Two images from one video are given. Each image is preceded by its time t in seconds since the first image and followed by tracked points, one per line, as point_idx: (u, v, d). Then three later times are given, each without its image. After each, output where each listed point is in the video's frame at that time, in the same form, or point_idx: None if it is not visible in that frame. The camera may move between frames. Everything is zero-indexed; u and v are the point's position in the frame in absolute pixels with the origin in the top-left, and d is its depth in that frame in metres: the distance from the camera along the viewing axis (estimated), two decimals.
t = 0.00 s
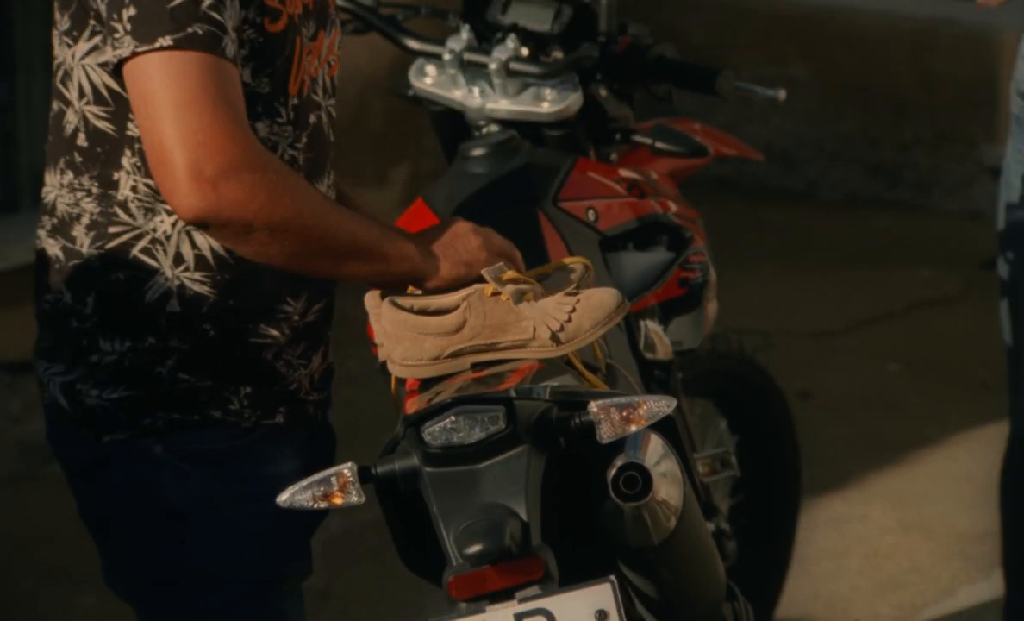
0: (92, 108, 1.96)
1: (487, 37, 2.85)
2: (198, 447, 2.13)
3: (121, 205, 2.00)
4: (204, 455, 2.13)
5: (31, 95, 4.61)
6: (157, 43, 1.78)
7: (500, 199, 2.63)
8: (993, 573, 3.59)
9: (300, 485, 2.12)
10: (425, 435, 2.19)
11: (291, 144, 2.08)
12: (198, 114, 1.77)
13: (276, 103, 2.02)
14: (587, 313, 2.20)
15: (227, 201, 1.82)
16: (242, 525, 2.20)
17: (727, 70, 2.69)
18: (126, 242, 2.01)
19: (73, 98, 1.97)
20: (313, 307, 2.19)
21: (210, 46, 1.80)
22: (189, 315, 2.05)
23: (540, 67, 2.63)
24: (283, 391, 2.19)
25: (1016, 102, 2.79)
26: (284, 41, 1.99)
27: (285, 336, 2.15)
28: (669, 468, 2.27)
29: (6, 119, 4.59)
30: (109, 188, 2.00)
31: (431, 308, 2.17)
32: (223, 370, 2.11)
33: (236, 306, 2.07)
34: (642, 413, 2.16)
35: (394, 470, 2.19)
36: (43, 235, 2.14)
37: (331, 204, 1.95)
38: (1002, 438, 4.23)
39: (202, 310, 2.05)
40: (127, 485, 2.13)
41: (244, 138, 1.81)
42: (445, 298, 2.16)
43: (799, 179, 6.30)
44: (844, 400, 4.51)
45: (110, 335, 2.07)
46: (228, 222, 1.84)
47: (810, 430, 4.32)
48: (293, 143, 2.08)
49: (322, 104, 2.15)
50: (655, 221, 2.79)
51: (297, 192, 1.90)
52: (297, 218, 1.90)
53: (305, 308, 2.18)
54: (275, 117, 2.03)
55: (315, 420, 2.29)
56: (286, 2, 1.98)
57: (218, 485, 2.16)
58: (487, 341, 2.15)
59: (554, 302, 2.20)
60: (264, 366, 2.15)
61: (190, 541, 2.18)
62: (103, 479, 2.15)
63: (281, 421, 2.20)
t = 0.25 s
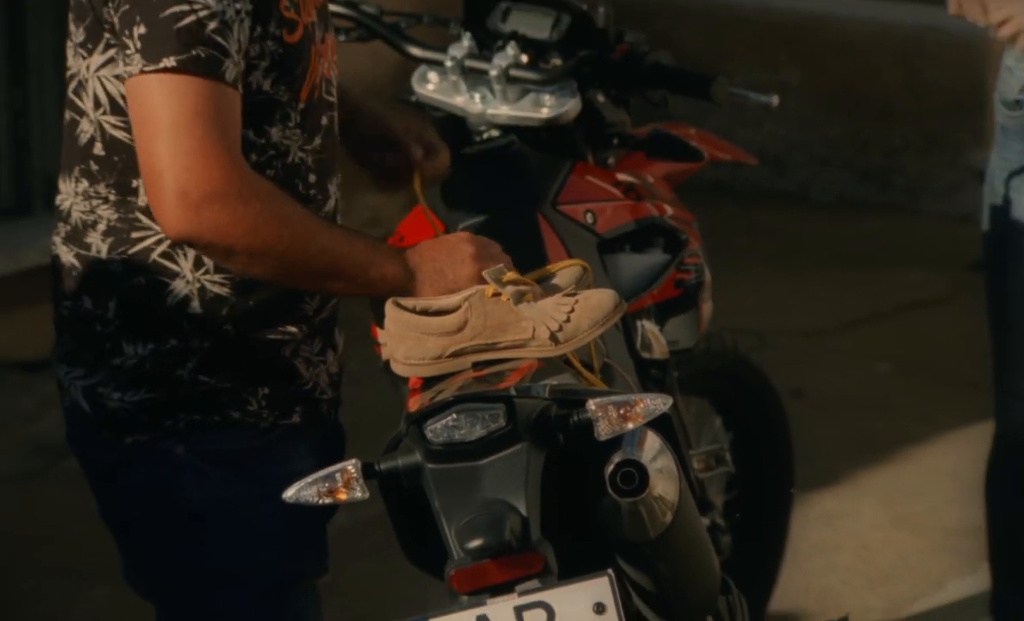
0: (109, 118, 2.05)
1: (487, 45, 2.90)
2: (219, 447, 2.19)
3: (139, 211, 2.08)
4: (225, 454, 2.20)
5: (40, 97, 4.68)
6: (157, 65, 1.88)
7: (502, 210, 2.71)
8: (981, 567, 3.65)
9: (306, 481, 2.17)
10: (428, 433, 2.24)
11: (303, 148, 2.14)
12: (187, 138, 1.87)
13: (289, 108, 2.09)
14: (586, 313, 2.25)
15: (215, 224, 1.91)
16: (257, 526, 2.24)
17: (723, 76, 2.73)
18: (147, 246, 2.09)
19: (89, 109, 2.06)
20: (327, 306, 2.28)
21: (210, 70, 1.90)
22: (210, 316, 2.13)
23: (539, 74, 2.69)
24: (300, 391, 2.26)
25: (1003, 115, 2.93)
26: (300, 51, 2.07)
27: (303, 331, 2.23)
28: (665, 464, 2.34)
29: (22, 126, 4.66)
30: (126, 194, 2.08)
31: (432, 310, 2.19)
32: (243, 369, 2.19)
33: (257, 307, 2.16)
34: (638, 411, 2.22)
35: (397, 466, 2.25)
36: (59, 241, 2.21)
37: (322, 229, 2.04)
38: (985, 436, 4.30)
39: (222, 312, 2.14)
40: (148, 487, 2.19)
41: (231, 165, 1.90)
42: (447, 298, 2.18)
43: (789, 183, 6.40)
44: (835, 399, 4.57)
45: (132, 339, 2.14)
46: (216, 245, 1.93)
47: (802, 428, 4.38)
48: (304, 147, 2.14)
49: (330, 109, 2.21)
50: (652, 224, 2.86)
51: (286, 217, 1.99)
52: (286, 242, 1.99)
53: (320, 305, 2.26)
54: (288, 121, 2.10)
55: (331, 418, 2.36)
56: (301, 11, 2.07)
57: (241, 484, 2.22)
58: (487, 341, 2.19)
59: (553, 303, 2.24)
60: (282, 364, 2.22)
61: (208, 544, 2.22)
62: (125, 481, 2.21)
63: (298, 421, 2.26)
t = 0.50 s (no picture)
0: (123, 128, 2.10)
1: (488, 53, 2.96)
2: (239, 443, 2.25)
3: (154, 217, 2.14)
4: (244, 450, 2.25)
5: (57, 107, 4.72)
6: (166, 74, 1.92)
7: (504, 214, 2.76)
8: (969, 561, 3.71)
9: (311, 477, 2.21)
10: (429, 430, 2.29)
11: (310, 152, 2.19)
12: (195, 146, 1.90)
13: (297, 114, 2.14)
14: (583, 313, 2.31)
15: (226, 229, 1.94)
16: (275, 519, 2.30)
17: (718, 83, 2.79)
18: (165, 250, 2.15)
19: (100, 118, 2.12)
20: (336, 305, 2.34)
21: (218, 78, 1.93)
22: (227, 317, 2.19)
23: (539, 81, 2.75)
24: (314, 387, 2.32)
25: (994, 119, 2.96)
26: (305, 58, 2.12)
27: (315, 330, 2.30)
28: (662, 461, 2.40)
29: (34, 130, 4.72)
30: (141, 201, 2.14)
31: (434, 310, 2.22)
32: (259, 367, 2.24)
33: (271, 306, 2.22)
34: (635, 410, 2.28)
35: (400, 463, 2.31)
36: (73, 249, 2.26)
37: (337, 231, 2.05)
38: (972, 434, 4.36)
39: (239, 313, 2.19)
40: (169, 486, 2.25)
41: (239, 170, 1.92)
42: (450, 297, 2.21)
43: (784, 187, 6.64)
44: (826, 397, 4.64)
45: (152, 340, 2.20)
46: (228, 250, 1.96)
47: (795, 426, 4.44)
48: (311, 151, 2.19)
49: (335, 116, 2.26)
50: (648, 227, 2.92)
51: (299, 220, 2.00)
52: (300, 245, 2.00)
53: (330, 304, 2.33)
54: (296, 127, 2.15)
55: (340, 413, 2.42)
56: (304, 20, 2.11)
57: (264, 480, 2.28)
58: (487, 341, 2.26)
59: (552, 304, 2.31)
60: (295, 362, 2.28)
61: (227, 542, 2.28)
62: (146, 477, 2.26)
63: (312, 416, 2.33)
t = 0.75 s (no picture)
0: (127, 126, 2.15)
1: (488, 60, 3.03)
2: (227, 440, 2.28)
3: (152, 216, 2.18)
4: (234, 447, 2.28)
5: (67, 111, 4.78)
6: (173, 71, 1.98)
7: (504, 211, 2.81)
8: (959, 553, 3.77)
9: (315, 474, 2.25)
10: (431, 427, 2.35)
11: (312, 158, 2.25)
12: (200, 141, 1.96)
13: (299, 119, 2.20)
14: (582, 314, 2.36)
15: (228, 225, 2.00)
16: (265, 517, 2.32)
17: (713, 89, 2.87)
18: (161, 249, 2.19)
19: (106, 116, 2.17)
20: (333, 308, 2.37)
21: (220, 77, 1.99)
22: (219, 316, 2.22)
23: (537, 86, 2.83)
24: (306, 388, 2.35)
25: (988, 122, 2.98)
26: (306, 63, 2.17)
27: (310, 335, 2.33)
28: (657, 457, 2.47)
29: (46, 133, 4.77)
30: (141, 199, 2.18)
31: (436, 310, 2.29)
32: (251, 366, 2.28)
33: (264, 308, 2.25)
34: (632, 407, 2.34)
35: (402, 460, 2.37)
36: (81, 242, 2.30)
37: (335, 231, 2.12)
38: (963, 431, 4.43)
39: (231, 312, 2.23)
40: (161, 484, 2.28)
41: (244, 167, 1.99)
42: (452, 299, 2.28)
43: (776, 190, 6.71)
44: (818, 396, 4.70)
45: (146, 336, 2.23)
46: (229, 245, 2.02)
47: (789, 423, 4.50)
48: (314, 156, 2.25)
49: (340, 123, 2.32)
50: (643, 230, 2.98)
51: (298, 219, 2.07)
52: (298, 243, 2.07)
53: (327, 309, 2.36)
54: (297, 132, 2.21)
55: (336, 415, 2.45)
56: (308, 28, 2.17)
57: (254, 478, 2.31)
58: (488, 341, 2.30)
59: (551, 305, 2.36)
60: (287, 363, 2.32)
61: (216, 540, 2.31)
62: (140, 470, 2.29)
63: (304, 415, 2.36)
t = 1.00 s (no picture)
0: (135, 128, 2.17)
1: (489, 66, 3.09)
2: (230, 438, 2.27)
3: (157, 216, 2.19)
4: (236, 445, 2.28)
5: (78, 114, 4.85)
6: (182, 75, 2.01)
7: (505, 213, 2.88)
8: (948, 548, 3.83)
9: (320, 469, 2.26)
10: (433, 424, 2.42)
11: (317, 165, 2.30)
12: (207, 146, 2.00)
13: (304, 127, 2.24)
14: (580, 314, 2.43)
15: (233, 228, 2.04)
16: (264, 512, 2.32)
17: (707, 95, 2.95)
18: (165, 250, 2.19)
19: (115, 118, 2.18)
20: (336, 309, 2.37)
21: (228, 83, 2.02)
22: (222, 316, 2.23)
23: (537, 92, 2.89)
24: (308, 387, 2.35)
25: (978, 122, 3.06)
26: (311, 71, 2.21)
27: (312, 336, 2.33)
28: (653, 454, 2.53)
29: (56, 135, 4.84)
30: (147, 200, 2.19)
31: (438, 310, 2.35)
32: (254, 365, 2.28)
33: (266, 310, 2.26)
34: (629, 404, 2.40)
35: (405, 456, 2.42)
36: (88, 242, 2.31)
37: (335, 239, 2.17)
38: (950, 427, 4.50)
39: (233, 312, 2.23)
40: (165, 480, 2.28)
41: (250, 171, 2.03)
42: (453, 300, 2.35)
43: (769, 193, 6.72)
44: (811, 395, 4.76)
45: (150, 335, 2.24)
46: (233, 249, 2.06)
47: (782, 422, 4.57)
48: (318, 163, 2.30)
49: (342, 130, 2.36)
50: (640, 232, 3.04)
51: (300, 225, 2.11)
52: (300, 249, 2.12)
53: (329, 312, 2.36)
54: (302, 139, 2.25)
55: (339, 414, 2.44)
56: (314, 37, 2.21)
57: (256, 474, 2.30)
58: (488, 341, 2.36)
59: (550, 306, 2.42)
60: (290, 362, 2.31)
61: (219, 538, 2.31)
62: (144, 466, 2.30)
63: (306, 414, 2.35)
